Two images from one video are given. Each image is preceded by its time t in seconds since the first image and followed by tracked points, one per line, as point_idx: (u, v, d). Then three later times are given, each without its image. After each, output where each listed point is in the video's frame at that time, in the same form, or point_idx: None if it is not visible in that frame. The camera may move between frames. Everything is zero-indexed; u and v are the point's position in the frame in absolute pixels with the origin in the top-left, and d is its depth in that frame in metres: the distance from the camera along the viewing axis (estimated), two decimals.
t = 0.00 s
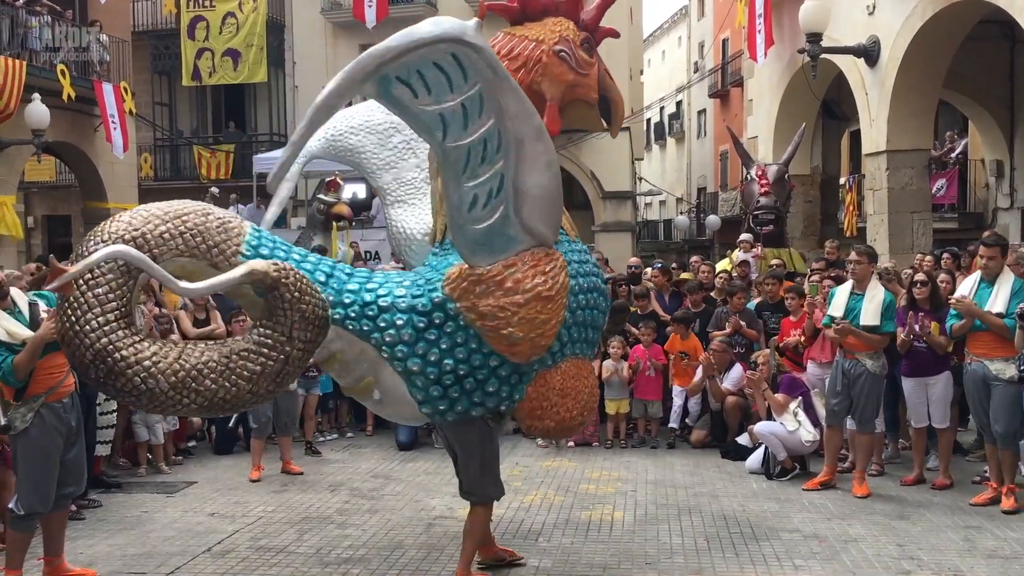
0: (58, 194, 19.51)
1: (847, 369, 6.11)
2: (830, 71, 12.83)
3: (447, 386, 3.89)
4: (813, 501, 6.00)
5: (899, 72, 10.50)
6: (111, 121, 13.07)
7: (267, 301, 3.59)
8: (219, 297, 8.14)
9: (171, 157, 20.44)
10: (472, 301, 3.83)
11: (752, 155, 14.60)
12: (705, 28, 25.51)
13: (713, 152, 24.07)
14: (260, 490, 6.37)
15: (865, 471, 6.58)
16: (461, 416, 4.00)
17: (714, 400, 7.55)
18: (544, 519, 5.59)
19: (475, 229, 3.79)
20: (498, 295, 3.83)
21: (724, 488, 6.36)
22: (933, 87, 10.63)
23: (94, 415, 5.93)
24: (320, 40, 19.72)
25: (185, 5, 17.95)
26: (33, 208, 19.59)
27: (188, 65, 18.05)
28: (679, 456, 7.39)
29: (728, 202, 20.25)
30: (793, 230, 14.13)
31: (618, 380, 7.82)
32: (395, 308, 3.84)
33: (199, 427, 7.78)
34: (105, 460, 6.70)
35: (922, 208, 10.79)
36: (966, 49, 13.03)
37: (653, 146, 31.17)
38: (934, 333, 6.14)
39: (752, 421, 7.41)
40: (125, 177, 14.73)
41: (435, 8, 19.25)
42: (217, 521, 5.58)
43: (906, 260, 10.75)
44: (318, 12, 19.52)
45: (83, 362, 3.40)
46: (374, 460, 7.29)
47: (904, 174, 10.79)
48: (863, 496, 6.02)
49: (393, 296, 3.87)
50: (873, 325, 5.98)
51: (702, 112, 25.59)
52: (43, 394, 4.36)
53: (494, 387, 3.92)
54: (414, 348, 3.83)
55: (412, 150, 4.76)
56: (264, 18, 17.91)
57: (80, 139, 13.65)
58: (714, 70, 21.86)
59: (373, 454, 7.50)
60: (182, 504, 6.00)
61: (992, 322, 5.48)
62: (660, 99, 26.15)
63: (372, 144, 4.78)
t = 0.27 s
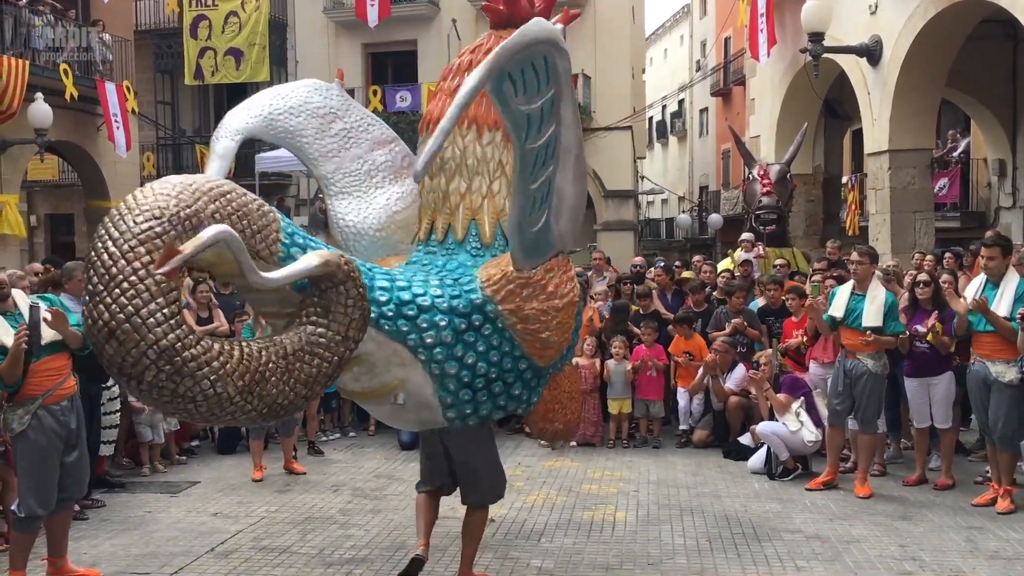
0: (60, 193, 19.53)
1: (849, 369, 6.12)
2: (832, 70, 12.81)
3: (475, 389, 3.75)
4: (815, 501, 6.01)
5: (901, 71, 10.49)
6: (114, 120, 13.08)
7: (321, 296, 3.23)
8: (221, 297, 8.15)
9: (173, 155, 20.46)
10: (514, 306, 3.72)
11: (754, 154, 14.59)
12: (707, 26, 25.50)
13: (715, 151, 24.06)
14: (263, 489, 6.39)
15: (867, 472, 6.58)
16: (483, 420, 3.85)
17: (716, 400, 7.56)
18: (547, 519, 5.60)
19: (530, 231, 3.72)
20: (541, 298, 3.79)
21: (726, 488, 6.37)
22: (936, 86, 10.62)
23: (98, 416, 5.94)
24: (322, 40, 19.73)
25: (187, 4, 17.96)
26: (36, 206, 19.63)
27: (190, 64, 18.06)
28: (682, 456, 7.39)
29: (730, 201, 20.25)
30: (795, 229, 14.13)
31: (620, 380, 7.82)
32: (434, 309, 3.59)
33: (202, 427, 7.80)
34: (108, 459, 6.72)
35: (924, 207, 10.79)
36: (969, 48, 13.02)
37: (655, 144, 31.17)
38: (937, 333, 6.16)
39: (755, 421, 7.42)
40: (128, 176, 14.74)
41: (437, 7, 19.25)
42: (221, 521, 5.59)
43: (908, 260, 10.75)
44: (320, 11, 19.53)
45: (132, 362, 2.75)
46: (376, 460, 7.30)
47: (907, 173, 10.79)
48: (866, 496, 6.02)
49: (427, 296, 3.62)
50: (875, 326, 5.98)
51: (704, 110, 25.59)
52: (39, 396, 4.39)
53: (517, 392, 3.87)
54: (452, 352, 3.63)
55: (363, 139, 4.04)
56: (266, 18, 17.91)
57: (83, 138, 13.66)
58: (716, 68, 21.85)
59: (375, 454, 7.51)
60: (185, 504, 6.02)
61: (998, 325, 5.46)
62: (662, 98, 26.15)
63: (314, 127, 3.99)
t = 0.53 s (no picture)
0: (62, 193, 19.56)
1: (849, 370, 6.12)
2: (834, 70, 12.79)
3: (490, 395, 3.42)
4: (818, 502, 6.01)
5: (903, 71, 10.48)
6: (116, 120, 13.09)
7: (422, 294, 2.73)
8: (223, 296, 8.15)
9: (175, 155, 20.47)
10: (536, 311, 3.48)
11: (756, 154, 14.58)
12: (709, 26, 25.51)
13: (717, 150, 24.06)
14: (266, 490, 6.40)
15: (870, 473, 6.58)
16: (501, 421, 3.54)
17: (719, 400, 7.56)
18: (549, 519, 5.60)
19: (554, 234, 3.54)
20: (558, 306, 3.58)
21: (728, 489, 6.36)
22: (938, 87, 10.61)
23: (101, 416, 5.94)
24: (324, 40, 19.76)
25: (189, 4, 17.97)
26: (38, 206, 19.66)
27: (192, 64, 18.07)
28: (684, 456, 7.38)
29: (731, 200, 20.26)
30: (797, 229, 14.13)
31: (622, 380, 7.81)
32: (476, 312, 3.30)
33: (204, 428, 7.80)
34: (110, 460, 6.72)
35: (926, 207, 10.79)
36: (971, 47, 13.01)
37: (657, 144, 31.20)
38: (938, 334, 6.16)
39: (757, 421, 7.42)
40: (130, 176, 14.75)
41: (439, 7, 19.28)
42: (223, 522, 5.59)
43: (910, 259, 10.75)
44: (322, 11, 19.56)
45: (330, 363, 2.37)
46: (378, 460, 7.30)
47: (909, 173, 10.79)
48: (868, 497, 6.02)
49: (461, 296, 3.32)
50: (874, 326, 5.97)
51: (705, 110, 25.60)
52: (40, 397, 4.39)
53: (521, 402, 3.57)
54: (487, 355, 3.33)
55: (311, 119, 3.34)
56: (268, 17, 17.93)
57: (85, 138, 13.66)
58: (718, 68, 21.86)
59: (377, 455, 7.51)
60: (187, 504, 6.02)
61: (997, 326, 5.47)
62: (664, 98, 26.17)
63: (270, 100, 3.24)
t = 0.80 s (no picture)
0: (64, 193, 19.57)
1: (845, 370, 6.12)
2: (836, 70, 12.79)
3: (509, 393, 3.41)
4: (820, 503, 6.00)
5: (905, 72, 10.48)
6: (118, 120, 13.10)
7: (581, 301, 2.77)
8: (225, 297, 8.16)
9: (177, 156, 20.50)
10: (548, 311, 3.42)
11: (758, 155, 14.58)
12: (710, 26, 25.50)
13: (718, 151, 24.06)
14: (268, 491, 6.40)
15: (871, 474, 6.58)
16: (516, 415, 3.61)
17: (722, 401, 7.57)
18: (552, 520, 5.60)
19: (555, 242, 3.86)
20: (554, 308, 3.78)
21: (730, 490, 6.36)
22: (940, 88, 10.61)
23: (103, 417, 5.95)
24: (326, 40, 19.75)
25: (191, 5, 17.97)
26: (39, 207, 19.67)
27: (194, 64, 18.07)
28: (686, 457, 7.38)
29: (733, 201, 20.25)
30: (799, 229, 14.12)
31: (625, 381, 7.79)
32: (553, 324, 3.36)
33: (206, 428, 7.80)
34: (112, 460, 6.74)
35: (928, 208, 10.79)
36: (973, 48, 13.01)
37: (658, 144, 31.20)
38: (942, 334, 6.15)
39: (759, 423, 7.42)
40: (132, 176, 14.75)
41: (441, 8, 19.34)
42: (226, 523, 5.60)
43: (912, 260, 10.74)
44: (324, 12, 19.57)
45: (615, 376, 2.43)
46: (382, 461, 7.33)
47: (911, 174, 10.79)
48: (871, 498, 6.02)
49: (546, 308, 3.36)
50: (871, 326, 5.97)
51: (707, 110, 25.58)
52: (39, 401, 4.39)
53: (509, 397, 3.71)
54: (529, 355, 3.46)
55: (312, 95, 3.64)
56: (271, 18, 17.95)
57: (86, 138, 13.66)
58: (720, 69, 21.85)
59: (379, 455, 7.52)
60: (190, 505, 6.02)
61: (1005, 329, 5.45)
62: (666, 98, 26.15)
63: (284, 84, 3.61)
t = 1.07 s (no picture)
0: (66, 195, 19.60)
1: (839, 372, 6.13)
2: (837, 72, 12.79)
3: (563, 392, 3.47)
4: (821, 506, 6.00)
5: (906, 73, 10.49)
6: (120, 123, 13.13)
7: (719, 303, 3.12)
8: (226, 299, 8.18)
9: (179, 158, 20.55)
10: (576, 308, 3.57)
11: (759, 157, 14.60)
12: (712, 28, 25.52)
13: (720, 152, 24.07)
14: (269, 493, 6.41)
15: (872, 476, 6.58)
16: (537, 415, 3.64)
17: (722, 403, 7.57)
18: (553, 522, 5.62)
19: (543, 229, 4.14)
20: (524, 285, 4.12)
21: (731, 492, 6.37)
22: (940, 89, 10.61)
23: (104, 419, 5.96)
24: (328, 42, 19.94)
25: (193, 6, 18.01)
26: (42, 209, 19.70)
27: (195, 66, 18.12)
28: (687, 459, 7.39)
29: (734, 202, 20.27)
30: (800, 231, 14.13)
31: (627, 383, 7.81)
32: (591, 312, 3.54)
33: (208, 431, 7.82)
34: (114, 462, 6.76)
35: (929, 210, 10.79)
36: (973, 49, 13.01)
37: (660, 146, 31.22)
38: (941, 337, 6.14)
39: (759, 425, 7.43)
40: (134, 178, 14.78)
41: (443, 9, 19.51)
42: (227, 524, 5.61)
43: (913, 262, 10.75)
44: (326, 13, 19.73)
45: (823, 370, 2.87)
46: (383, 463, 7.34)
47: (912, 176, 10.80)
48: (871, 501, 6.02)
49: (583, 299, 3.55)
50: (864, 327, 6.09)
51: (708, 112, 25.60)
52: (38, 404, 4.42)
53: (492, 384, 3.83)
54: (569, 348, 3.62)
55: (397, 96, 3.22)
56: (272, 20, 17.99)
57: (89, 140, 13.70)
58: (721, 70, 21.87)
59: (380, 457, 7.54)
60: (191, 507, 6.04)
61: (1002, 332, 5.45)
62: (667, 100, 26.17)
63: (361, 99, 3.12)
